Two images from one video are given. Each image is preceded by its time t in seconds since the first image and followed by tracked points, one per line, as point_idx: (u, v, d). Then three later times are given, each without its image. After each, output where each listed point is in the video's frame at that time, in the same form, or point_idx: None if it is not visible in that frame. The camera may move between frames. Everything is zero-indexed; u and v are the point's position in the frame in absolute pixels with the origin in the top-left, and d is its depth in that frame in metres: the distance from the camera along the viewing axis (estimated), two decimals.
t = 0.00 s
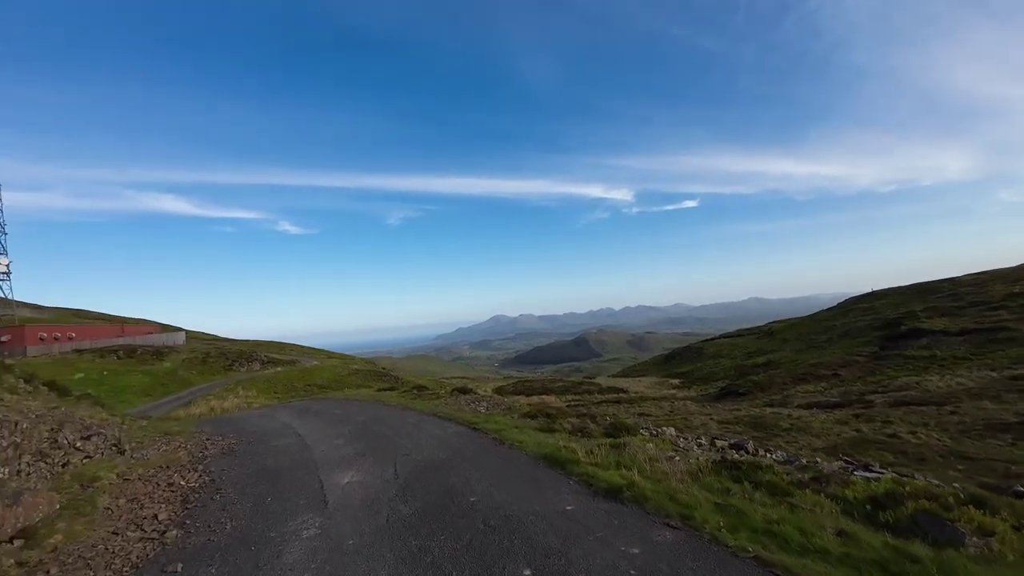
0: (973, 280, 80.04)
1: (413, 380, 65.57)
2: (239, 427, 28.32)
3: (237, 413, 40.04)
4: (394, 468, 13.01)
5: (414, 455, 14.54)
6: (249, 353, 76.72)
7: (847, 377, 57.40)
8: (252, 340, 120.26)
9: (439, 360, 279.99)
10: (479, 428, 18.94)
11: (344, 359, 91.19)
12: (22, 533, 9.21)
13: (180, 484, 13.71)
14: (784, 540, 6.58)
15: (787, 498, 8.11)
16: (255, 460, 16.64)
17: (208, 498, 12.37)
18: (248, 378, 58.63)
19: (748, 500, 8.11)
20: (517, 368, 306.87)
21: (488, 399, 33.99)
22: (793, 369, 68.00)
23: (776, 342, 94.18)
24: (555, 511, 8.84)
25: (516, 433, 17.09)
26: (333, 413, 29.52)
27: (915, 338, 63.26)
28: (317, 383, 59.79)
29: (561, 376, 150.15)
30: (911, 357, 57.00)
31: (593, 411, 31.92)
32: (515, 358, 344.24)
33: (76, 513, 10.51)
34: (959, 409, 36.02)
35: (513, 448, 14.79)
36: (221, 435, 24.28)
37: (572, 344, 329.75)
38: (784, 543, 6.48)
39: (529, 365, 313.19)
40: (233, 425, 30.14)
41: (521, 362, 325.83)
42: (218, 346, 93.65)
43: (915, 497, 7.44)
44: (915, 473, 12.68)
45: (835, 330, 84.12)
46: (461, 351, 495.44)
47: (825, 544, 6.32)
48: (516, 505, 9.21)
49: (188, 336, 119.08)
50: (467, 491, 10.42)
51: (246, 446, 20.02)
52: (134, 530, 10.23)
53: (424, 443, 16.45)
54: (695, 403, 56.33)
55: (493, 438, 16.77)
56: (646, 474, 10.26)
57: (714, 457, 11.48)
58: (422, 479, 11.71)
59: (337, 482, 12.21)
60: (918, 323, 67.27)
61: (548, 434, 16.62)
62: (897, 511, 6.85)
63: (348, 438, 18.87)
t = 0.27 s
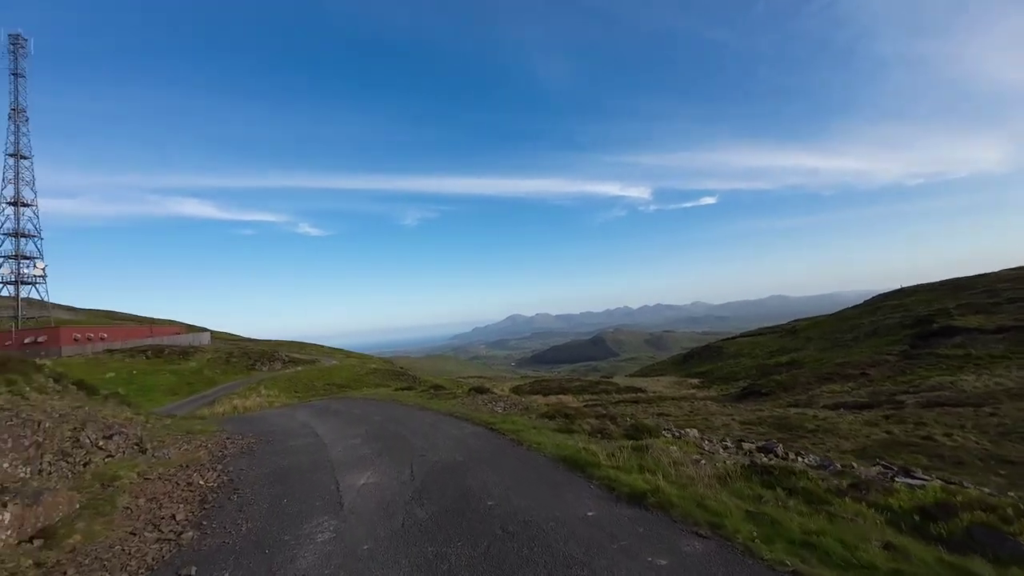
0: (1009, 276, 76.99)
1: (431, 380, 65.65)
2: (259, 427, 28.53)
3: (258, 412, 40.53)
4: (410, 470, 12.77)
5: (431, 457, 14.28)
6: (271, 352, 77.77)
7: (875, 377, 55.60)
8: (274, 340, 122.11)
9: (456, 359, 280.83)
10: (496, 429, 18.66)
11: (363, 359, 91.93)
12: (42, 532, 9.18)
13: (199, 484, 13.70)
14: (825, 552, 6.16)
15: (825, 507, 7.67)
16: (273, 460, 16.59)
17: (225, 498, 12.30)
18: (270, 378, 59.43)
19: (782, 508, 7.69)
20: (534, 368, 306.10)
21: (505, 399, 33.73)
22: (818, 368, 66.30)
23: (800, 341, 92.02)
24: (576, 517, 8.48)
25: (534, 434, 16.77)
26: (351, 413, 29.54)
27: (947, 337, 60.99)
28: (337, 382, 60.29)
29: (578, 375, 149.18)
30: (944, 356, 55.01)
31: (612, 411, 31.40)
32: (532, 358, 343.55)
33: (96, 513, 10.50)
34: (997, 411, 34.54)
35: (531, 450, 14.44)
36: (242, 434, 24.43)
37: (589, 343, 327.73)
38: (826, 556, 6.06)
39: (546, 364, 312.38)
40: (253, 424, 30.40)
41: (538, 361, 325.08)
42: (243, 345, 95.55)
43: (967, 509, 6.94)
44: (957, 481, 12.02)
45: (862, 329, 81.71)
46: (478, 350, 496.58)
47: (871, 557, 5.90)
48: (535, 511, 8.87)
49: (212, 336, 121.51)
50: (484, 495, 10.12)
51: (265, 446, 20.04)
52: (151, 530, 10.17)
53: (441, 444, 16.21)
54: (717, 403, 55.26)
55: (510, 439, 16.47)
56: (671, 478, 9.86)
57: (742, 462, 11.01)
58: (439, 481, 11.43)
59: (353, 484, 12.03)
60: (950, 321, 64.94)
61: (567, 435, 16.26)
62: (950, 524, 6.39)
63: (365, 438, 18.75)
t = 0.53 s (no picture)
0: None
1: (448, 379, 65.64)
2: (276, 426, 28.62)
3: (277, 410, 40.84)
4: (424, 473, 12.44)
5: (444, 459, 13.96)
6: (290, 351, 78.63)
7: (903, 376, 53.84)
8: (293, 340, 123.70)
9: (472, 358, 281.54)
10: (511, 430, 18.22)
11: (380, 358, 92.45)
12: (52, 535, 9.04)
13: (212, 485, 13.56)
14: (872, 568, 5.68)
15: (867, 520, 7.16)
16: (287, 460, 16.42)
17: (237, 500, 12.11)
18: (289, 377, 60.04)
19: (819, 522, 7.20)
20: (549, 367, 305.09)
21: (521, 398, 33.35)
22: (842, 367, 64.55)
23: (822, 340, 89.83)
24: (598, 526, 8.01)
25: (550, 436, 16.28)
26: (366, 413, 29.45)
27: (980, 335, 58.79)
28: (354, 381, 60.62)
29: (594, 374, 148.04)
30: (976, 355, 53.01)
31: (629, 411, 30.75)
32: (547, 357, 342.71)
33: (107, 514, 10.36)
34: None
35: (547, 452, 14.01)
36: (258, 433, 24.44)
37: (605, 342, 325.59)
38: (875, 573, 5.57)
39: (561, 363, 311.42)
40: (270, 423, 30.55)
41: (554, 360, 324.00)
42: (263, 344, 96.82)
43: None
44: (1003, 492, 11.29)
45: (889, 327, 79.35)
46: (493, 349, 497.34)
47: None
48: (553, 519, 8.43)
49: (234, 336, 123.56)
50: (499, 500, 9.73)
51: (279, 446, 19.93)
52: (162, 533, 9.98)
53: (456, 446, 15.88)
54: (736, 403, 54.13)
55: (526, 441, 16.03)
56: (697, 485, 9.36)
57: (771, 469, 10.49)
58: (453, 485, 11.07)
59: (366, 486, 11.74)
60: (983, 318, 62.58)
61: (585, 437, 15.76)
62: (1011, 543, 5.90)
63: (379, 439, 18.51)
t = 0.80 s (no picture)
0: None
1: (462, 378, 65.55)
2: (291, 424, 28.72)
3: (293, 409, 41.09)
4: (437, 476, 12.16)
5: (458, 461, 13.69)
6: (306, 350, 79.27)
7: (928, 376, 52.30)
8: (309, 339, 124.86)
9: (485, 357, 282.14)
10: (525, 430, 17.88)
11: (394, 357, 92.89)
12: (62, 537, 8.93)
13: (224, 486, 13.46)
14: None
15: (908, 533, 6.71)
16: (300, 460, 16.31)
17: (249, 502, 11.96)
18: (305, 375, 60.46)
19: (858, 536, 6.74)
20: (562, 365, 304.15)
21: (535, 398, 33.00)
22: (864, 367, 63.01)
23: (842, 339, 87.83)
24: (617, 536, 7.65)
25: (566, 438, 15.89)
26: (380, 412, 29.35)
27: (1010, 334, 56.84)
28: (369, 380, 60.82)
29: (608, 373, 147.04)
30: (1006, 355, 51.25)
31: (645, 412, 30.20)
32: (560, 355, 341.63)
33: (119, 516, 10.26)
34: None
35: (563, 455, 13.63)
36: (273, 433, 24.48)
37: (619, 341, 323.62)
38: None
39: (575, 362, 310.14)
40: (285, 422, 30.66)
41: (567, 359, 322.86)
42: (279, 343, 97.85)
43: None
44: None
45: (912, 325, 77.23)
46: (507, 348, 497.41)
47: None
48: (569, 527, 8.08)
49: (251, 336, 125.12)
50: (514, 505, 9.41)
51: (292, 445, 19.87)
52: (172, 536, 9.86)
53: (469, 447, 15.59)
54: (754, 403, 53.14)
55: (541, 442, 15.67)
56: (721, 492, 8.93)
57: (799, 475, 10.01)
58: (466, 489, 10.77)
59: (378, 489, 11.51)
60: (1012, 317, 60.55)
61: (601, 439, 15.34)
62: None
63: (392, 439, 18.31)
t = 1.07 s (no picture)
0: None
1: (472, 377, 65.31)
2: (301, 423, 28.65)
3: (304, 407, 41.17)
4: (447, 476, 11.86)
5: (468, 461, 13.39)
6: (317, 349, 79.63)
7: (949, 376, 51.04)
8: (320, 338, 125.64)
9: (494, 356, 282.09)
10: (536, 430, 17.51)
11: (405, 356, 93.04)
12: (66, 537, 8.76)
13: (233, 485, 13.30)
14: None
15: (952, 543, 6.27)
16: (309, 460, 16.12)
17: (256, 502, 11.76)
18: (316, 374, 60.66)
19: (896, 545, 6.31)
20: (572, 364, 303.23)
21: (546, 397, 32.63)
22: (882, 366, 61.69)
23: (859, 337, 86.21)
24: (635, 541, 7.28)
25: (578, 438, 15.48)
26: (390, 411, 29.18)
27: None
28: (380, 378, 60.87)
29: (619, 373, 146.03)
30: None
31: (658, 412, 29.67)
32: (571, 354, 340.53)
33: (125, 515, 10.09)
34: None
35: (576, 456, 13.25)
36: (283, 431, 24.41)
37: (629, 339, 321.75)
38: None
39: (585, 361, 308.93)
40: (295, 421, 30.62)
41: (578, 358, 321.76)
42: (291, 342, 98.49)
43: None
44: None
45: (932, 324, 75.49)
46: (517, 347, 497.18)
47: None
48: (585, 532, 7.71)
49: (264, 335, 126.18)
50: (527, 508, 9.08)
51: (302, 444, 19.71)
52: (179, 536, 9.67)
53: (480, 447, 15.28)
54: (768, 403, 52.25)
55: (553, 442, 15.29)
56: (745, 496, 8.51)
57: (827, 478, 9.56)
58: (477, 490, 10.45)
59: (387, 490, 11.24)
60: None
61: (615, 439, 14.93)
62: None
63: (402, 439, 18.06)
